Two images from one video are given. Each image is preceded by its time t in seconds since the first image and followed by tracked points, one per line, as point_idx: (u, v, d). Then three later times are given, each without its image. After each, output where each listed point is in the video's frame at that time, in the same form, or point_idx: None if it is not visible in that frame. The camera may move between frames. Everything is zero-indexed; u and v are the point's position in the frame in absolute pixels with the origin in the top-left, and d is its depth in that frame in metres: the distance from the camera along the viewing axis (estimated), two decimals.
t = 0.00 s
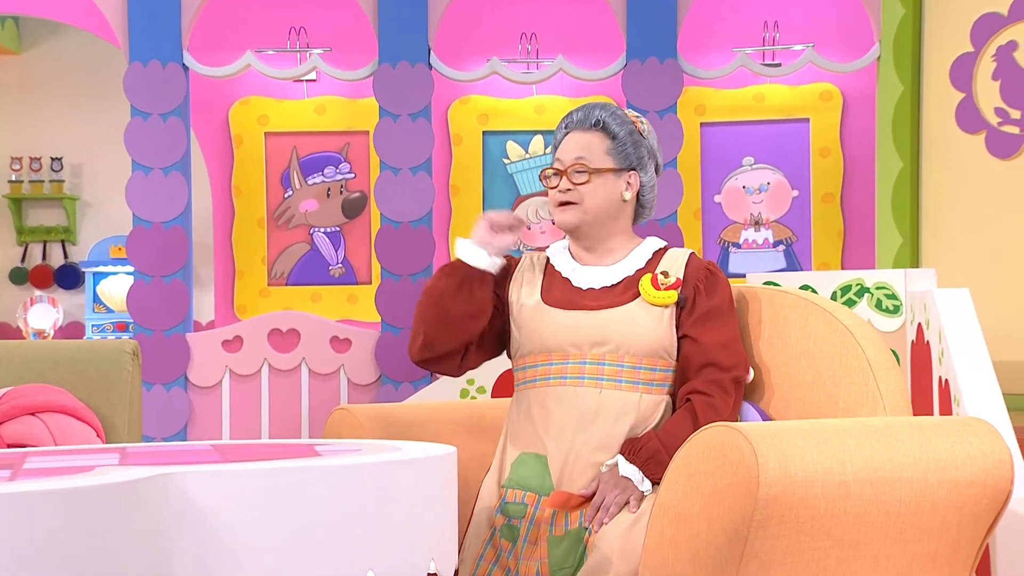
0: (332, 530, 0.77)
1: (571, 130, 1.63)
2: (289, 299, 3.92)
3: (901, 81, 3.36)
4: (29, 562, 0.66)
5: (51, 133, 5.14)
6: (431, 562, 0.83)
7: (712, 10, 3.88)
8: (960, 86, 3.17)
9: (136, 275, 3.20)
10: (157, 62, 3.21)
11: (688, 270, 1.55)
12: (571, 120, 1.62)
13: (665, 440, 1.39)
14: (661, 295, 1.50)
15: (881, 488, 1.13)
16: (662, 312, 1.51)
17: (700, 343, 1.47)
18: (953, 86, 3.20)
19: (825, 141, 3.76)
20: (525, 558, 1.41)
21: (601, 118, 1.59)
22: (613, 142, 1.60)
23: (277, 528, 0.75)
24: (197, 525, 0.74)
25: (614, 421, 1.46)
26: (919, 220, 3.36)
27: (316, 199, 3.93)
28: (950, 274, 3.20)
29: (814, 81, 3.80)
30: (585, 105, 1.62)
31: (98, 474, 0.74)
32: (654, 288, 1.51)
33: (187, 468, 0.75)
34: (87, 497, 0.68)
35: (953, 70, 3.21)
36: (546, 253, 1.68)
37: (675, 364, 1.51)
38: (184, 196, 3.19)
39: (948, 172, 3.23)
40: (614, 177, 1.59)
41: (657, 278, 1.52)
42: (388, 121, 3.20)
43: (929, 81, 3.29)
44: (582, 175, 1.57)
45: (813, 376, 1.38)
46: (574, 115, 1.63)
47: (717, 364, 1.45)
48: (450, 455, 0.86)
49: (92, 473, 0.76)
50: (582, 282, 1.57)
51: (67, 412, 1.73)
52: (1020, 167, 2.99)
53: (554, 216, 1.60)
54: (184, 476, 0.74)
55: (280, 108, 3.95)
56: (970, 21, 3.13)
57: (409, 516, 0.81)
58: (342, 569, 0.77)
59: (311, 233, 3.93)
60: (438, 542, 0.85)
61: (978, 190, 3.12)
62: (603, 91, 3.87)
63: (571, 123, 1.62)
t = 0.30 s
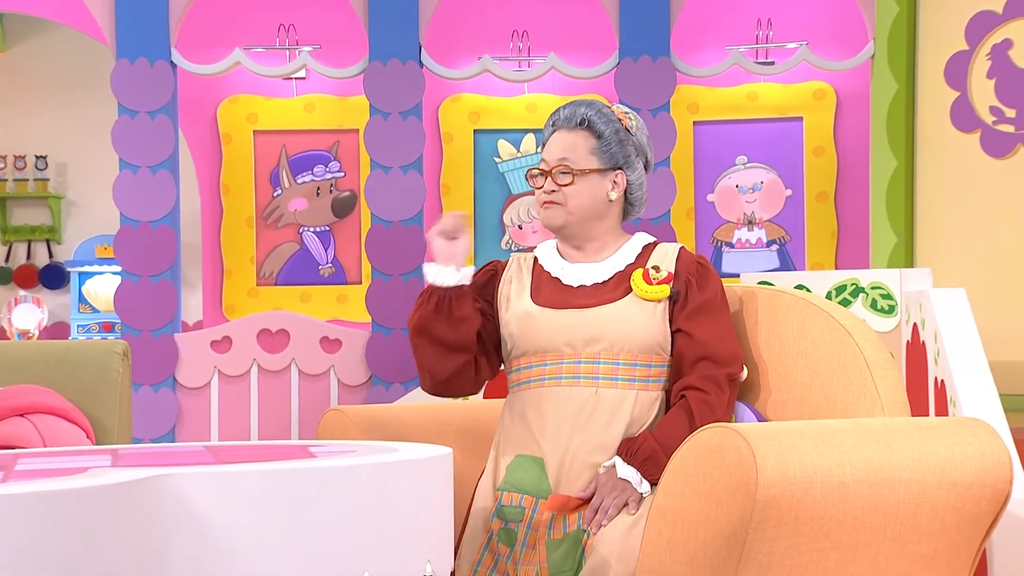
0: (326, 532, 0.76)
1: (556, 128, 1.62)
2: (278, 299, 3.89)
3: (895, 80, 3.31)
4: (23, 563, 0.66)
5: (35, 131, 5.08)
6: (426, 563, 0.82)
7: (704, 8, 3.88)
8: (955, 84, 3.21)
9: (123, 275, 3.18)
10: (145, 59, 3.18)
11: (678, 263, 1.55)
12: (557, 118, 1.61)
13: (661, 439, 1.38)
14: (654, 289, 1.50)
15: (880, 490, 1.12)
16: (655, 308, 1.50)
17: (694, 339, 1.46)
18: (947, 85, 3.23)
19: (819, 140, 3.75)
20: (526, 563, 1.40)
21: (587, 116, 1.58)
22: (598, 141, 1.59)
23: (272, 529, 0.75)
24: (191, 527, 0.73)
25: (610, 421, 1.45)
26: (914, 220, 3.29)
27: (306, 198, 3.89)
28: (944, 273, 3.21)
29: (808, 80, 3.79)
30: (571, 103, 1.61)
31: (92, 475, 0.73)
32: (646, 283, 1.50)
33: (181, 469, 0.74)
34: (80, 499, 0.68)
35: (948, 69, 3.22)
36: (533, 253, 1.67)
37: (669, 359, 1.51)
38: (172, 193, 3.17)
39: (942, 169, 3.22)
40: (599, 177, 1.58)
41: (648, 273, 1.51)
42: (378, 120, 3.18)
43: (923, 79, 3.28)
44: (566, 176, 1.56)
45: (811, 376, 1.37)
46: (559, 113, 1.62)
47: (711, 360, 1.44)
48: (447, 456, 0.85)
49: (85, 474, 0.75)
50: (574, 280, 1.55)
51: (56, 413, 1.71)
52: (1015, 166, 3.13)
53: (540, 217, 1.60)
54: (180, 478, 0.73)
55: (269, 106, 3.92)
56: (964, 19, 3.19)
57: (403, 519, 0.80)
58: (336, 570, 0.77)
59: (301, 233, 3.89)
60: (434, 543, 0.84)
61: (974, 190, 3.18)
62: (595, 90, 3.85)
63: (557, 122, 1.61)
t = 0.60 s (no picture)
0: (320, 531, 0.77)
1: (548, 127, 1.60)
2: (264, 300, 3.87)
3: (889, 79, 3.32)
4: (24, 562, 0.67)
5: (19, 129, 5.03)
6: (422, 565, 0.83)
7: (696, 6, 3.87)
8: (949, 84, 3.21)
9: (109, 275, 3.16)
10: (132, 57, 3.16)
11: (670, 263, 1.54)
12: (548, 117, 1.59)
13: (654, 441, 1.37)
14: (644, 290, 1.49)
15: (878, 491, 1.11)
16: (648, 308, 1.49)
17: (689, 338, 1.45)
18: (941, 84, 3.23)
19: (811, 140, 3.75)
20: (518, 566, 1.38)
21: (579, 115, 1.57)
22: (591, 140, 1.57)
23: (266, 530, 0.76)
24: (186, 527, 0.75)
25: (604, 423, 1.44)
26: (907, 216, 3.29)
27: (294, 196, 3.86)
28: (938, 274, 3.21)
29: (801, 79, 3.79)
30: (563, 101, 1.59)
31: (90, 476, 0.74)
32: (637, 283, 1.50)
33: (176, 470, 0.76)
34: (80, 500, 0.69)
35: (942, 69, 3.23)
36: (525, 254, 1.66)
37: (661, 360, 1.49)
38: (159, 192, 3.14)
39: (937, 170, 3.22)
40: (592, 177, 1.56)
41: (639, 273, 1.51)
42: (367, 118, 3.16)
43: (916, 78, 3.28)
44: (559, 175, 1.55)
45: (807, 377, 1.37)
46: (550, 112, 1.60)
47: (706, 359, 1.43)
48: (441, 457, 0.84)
49: (83, 475, 0.76)
50: (564, 281, 1.54)
51: (45, 415, 1.70)
52: (1010, 166, 3.12)
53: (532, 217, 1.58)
54: (177, 479, 0.75)
55: (256, 104, 3.88)
56: (958, 18, 3.19)
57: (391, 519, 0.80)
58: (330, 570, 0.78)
59: (289, 232, 3.86)
60: (430, 544, 0.84)
61: (969, 191, 3.17)
62: (586, 88, 3.84)
63: (548, 121, 1.60)
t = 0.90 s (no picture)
0: (315, 532, 0.72)
1: (588, 121, 1.55)
2: (251, 301, 3.83)
3: (882, 77, 3.37)
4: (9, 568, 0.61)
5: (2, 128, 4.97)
6: (418, 568, 0.79)
7: (687, 6, 3.87)
8: (941, 83, 3.22)
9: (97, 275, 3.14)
10: (118, 55, 3.15)
11: (673, 268, 1.55)
12: (593, 112, 1.55)
13: (652, 443, 1.36)
14: (654, 294, 1.49)
15: (878, 493, 1.10)
16: (656, 311, 1.49)
17: (687, 339, 1.45)
18: (935, 83, 3.24)
19: (804, 139, 3.75)
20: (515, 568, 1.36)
21: (629, 121, 1.56)
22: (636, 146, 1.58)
23: (264, 535, 0.71)
24: (181, 533, 0.69)
25: (607, 426, 1.43)
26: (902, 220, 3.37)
27: (282, 196, 3.83)
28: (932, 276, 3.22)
29: (793, 78, 3.79)
30: (606, 100, 1.56)
31: (78, 479, 0.69)
32: (647, 287, 1.50)
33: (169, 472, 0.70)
34: (72, 504, 0.63)
35: (935, 69, 3.24)
36: (520, 245, 1.60)
37: (662, 368, 1.49)
38: (146, 191, 3.14)
39: (929, 170, 3.25)
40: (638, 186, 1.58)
41: (649, 277, 1.51)
42: (357, 117, 3.14)
43: (911, 79, 3.31)
44: (623, 180, 1.53)
45: (805, 377, 1.37)
46: (595, 107, 1.56)
47: (702, 359, 1.43)
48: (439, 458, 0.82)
49: (71, 478, 0.71)
50: (570, 281, 1.52)
51: (34, 416, 1.72)
52: (1002, 166, 3.10)
53: (583, 216, 1.53)
54: (170, 480, 0.69)
55: (245, 103, 3.85)
56: (952, 17, 3.19)
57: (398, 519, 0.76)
58: None
59: (277, 232, 3.83)
60: (433, 548, 0.82)
61: (962, 191, 3.18)
62: (577, 87, 3.83)
63: (592, 116, 1.55)
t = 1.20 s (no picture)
0: (313, 535, 0.71)
1: (596, 124, 1.53)
2: (238, 301, 3.80)
3: (877, 76, 3.42)
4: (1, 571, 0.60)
5: None
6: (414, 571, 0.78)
7: (678, 4, 3.86)
8: (936, 81, 3.23)
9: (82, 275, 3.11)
10: (104, 52, 3.12)
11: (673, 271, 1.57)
12: (600, 113, 1.53)
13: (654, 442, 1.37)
14: (664, 297, 1.49)
15: (876, 495, 1.09)
16: (664, 316, 1.49)
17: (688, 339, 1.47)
18: (930, 82, 3.25)
19: (798, 138, 3.75)
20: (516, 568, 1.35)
21: (631, 122, 1.56)
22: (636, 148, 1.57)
23: (258, 537, 0.70)
24: (174, 535, 0.68)
25: (613, 426, 1.42)
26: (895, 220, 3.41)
27: (270, 195, 3.79)
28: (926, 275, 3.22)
29: (785, 76, 3.78)
30: (610, 101, 1.55)
31: (71, 481, 0.68)
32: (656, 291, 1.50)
33: (163, 473, 0.69)
34: (64, 507, 0.62)
35: (927, 68, 3.26)
36: (526, 242, 1.56)
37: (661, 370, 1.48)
38: (133, 191, 3.12)
39: (921, 169, 3.28)
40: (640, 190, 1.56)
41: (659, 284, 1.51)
42: (346, 115, 3.12)
43: (905, 80, 3.35)
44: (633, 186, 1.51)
45: (803, 378, 1.36)
46: (601, 109, 1.54)
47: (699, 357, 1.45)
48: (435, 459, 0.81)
49: (64, 480, 0.70)
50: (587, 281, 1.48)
51: (22, 417, 1.70)
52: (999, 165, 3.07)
53: (597, 222, 1.49)
54: (164, 482, 0.68)
55: (232, 101, 3.81)
56: (947, 15, 3.19)
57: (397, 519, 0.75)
58: None
59: (265, 232, 3.79)
60: (430, 551, 0.81)
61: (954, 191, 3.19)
62: (567, 85, 3.81)
63: (599, 117, 1.53)
